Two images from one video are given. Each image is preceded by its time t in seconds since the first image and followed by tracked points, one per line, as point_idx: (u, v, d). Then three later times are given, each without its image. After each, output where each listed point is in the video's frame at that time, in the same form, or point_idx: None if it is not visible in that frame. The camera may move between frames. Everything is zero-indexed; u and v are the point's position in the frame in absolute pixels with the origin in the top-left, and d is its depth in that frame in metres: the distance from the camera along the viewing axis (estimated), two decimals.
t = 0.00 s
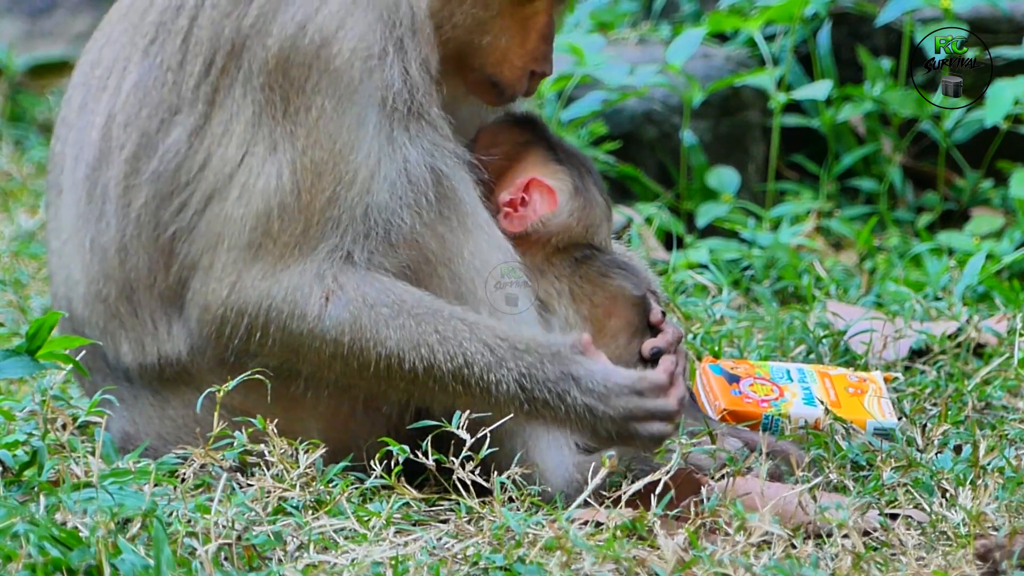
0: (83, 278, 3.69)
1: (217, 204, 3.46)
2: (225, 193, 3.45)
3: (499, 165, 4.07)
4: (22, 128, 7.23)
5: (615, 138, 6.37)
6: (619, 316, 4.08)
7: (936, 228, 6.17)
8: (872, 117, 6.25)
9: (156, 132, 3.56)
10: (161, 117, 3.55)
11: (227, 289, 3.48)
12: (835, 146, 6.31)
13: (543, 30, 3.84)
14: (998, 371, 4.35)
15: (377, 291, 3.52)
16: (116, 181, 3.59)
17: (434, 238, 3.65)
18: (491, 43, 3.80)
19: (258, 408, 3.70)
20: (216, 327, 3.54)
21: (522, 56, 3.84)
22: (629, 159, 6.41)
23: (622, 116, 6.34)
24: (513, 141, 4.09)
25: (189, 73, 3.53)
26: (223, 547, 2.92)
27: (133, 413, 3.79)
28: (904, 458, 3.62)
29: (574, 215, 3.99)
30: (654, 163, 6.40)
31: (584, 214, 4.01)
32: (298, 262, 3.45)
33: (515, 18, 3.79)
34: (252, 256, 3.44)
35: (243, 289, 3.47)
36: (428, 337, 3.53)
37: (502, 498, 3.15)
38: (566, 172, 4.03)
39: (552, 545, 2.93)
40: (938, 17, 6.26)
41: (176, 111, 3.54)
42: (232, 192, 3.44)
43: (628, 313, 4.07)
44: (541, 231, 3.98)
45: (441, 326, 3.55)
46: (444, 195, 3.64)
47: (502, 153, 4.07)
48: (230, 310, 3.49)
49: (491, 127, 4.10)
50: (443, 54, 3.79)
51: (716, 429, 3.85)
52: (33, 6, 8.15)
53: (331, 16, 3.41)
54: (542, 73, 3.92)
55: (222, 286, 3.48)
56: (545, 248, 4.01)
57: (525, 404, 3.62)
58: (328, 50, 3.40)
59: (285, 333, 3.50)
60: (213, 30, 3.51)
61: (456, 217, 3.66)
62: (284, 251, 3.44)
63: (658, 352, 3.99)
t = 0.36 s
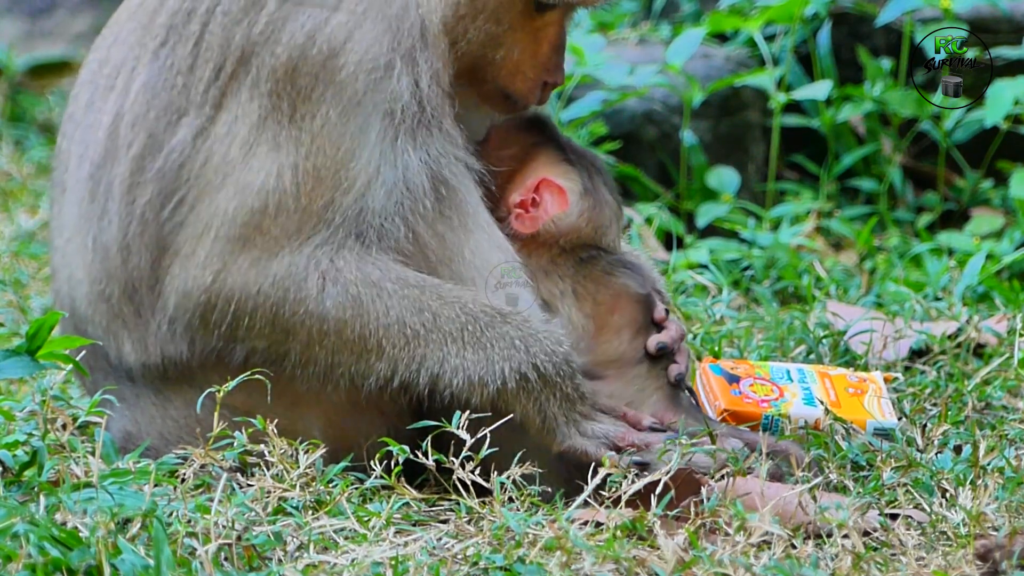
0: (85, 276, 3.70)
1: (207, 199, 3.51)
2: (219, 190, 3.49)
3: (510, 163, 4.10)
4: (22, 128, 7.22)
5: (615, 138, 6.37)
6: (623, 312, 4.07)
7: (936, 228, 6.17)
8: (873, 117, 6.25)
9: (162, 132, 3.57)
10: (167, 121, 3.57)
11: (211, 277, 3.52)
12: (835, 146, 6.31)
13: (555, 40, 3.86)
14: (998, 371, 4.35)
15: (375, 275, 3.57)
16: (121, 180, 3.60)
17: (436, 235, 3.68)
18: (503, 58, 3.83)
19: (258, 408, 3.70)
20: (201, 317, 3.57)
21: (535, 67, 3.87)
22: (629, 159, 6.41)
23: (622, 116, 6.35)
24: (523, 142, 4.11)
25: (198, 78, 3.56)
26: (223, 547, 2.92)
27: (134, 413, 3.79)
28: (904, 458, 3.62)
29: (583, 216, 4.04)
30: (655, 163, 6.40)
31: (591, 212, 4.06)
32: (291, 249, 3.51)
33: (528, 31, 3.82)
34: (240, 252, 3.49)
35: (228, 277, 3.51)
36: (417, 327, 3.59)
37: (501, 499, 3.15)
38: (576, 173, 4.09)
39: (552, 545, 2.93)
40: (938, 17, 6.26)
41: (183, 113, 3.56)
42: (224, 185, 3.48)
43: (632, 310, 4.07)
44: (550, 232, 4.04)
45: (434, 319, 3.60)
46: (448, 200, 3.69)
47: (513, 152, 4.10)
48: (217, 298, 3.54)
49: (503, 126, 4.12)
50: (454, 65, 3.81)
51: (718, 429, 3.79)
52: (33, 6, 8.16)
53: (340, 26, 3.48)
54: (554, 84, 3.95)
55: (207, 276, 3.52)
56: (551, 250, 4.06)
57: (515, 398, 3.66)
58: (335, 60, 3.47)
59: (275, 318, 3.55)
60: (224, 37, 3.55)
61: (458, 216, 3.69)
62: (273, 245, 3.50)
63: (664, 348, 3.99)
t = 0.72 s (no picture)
0: (84, 275, 3.70)
1: (206, 204, 3.51)
2: (217, 196, 3.49)
3: (515, 164, 4.06)
4: (22, 128, 7.21)
5: (615, 138, 6.37)
6: (624, 315, 4.09)
7: (936, 228, 6.17)
8: (872, 117, 6.25)
9: (162, 136, 3.58)
10: (167, 125, 3.58)
11: (209, 284, 3.52)
12: (835, 145, 6.31)
13: (559, 46, 3.82)
14: (998, 371, 4.35)
15: (374, 282, 3.57)
16: (120, 182, 3.60)
17: (434, 238, 3.68)
18: (507, 65, 3.78)
19: (258, 408, 3.69)
20: (201, 326, 3.58)
21: (539, 73, 3.82)
22: (629, 159, 6.41)
23: (622, 116, 6.34)
24: (526, 143, 4.08)
25: (200, 83, 3.57)
26: (223, 547, 2.92)
27: (133, 413, 3.79)
28: (904, 458, 3.61)
29: (588, 217, 4.04)
30: (655, 163, 6.40)
31: (596, 213, 4.06)
32: (291, 256, 3.51)
33: (530, 39, 3.77)
34: (240, 260, 3.50)
35: (226, 285, 3.52)
36: (416, 333, 3.59)
37: (502, 499, 3.15)
38: (581, 173, 4.07)
39: (552, 545, 2.92)
40: (938, 17, 6.26)
41: (184, 117, 3.57)
42: (222, 191, 3.49)
43: (634, 312, 4.09)
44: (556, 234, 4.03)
45: (433, 324, 3.60)
46: (448, 206, 3.69)
47: (519, 155, 4.06)
48: (216, 306, 3.54)
49: (506, 130, 4.07)
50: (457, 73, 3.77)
51: (717, 430, 3.80)
52: (33, 6, 8.18)
53: (340, 34, 3.49)
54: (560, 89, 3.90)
55: (206, 284, 3.53)
56: (554, 250, 4.06)
57: (514, 402, 3.66)
58: (335, 67, 3.48)
59: (274, 324, 3.56)
60: (225, 43, 3.55)
61: (457, 220, 3.70)
62: (272, 253, 3.50)
63: (665, 349, 4.00)
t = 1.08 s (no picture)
0: (86, 274, 3.69)
1: (207, 206, 3.51)
2: (218, 198, 3.49)
3: (521, 169, 4.11)
4: (22, 128, 7.20)
5: (615, 138, 6.37)
6: (629, 315, 4.09)
7: (936, 228, 6.17)
8: (873, 117, 6.25)
9: (165, 137, 3.58)
10: (170, 127, 3.58)
11: (209, 286, 3.53)
12: (835, 145, 6.31)
13: (564, 50, 3.84)
14: (998, 371, 4.35)
15: (374, 283, 3.57)
16: (122, 182, 3.60)
17: (434, 240, 3.69)
18: (513, 69, 3.80)
19: (258, 408, 3.69)
20: (200, 329, 3.58)
21: (544, 78, 3.85)
22: (629, 159, 6.41)
23: (622, 116, 6.34)
24: (532, 147, 4.13)
25: (203, 86, 3.57)
26: (223, 547, 2.92)
27: (134, 412, 3.79)
28: (904, 458, 3.61)
29: (593, 220, 4.08)
30: (655, 163, 6.40)
31: (601, 216, 4.10)
32: (291, 258, 3.51)
33: (537, 43, 3.79)
34: (241, 262, 3.50)
35: (226, 287, 3.52)
36: (416, 335, 3.59)
37: (502, 499, 3.15)
38: (586, 177, 4.12)
39: (552, 545, 2.92)
40: (938, 17, 6.26)
41: (187, 119, 3.57)
42: (223, 193, 3.49)
43: (638, 313, 4.09)
44: (562, 236, 4.06)
45: (433, 326, 3.60)
46: (449, 209, 3.69)
47: (524, 159, 4.11)
48: (216, 308, 3.54)
49: (511, 134, 4.12)
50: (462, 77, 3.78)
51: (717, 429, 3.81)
52: (33, 6, 8.19)
53: (344, 39, 3.49)
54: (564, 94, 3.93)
55: (206, 286, 3.53)
56: (559, 252, 4.08)
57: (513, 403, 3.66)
58: (339, 71, 3.48)
59: (274, 327, 3.56)
60: (230, 45, 3.55)
61: (458, 222, 3.70)
62: (272, 254, 3.50)
63: (670, 349, 4.00)
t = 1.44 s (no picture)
0: (86, 274, 3.69)
1: (208, 208, 3.52)
2: (221, 199, 3.50)
3: (525, 171, 4.08)
4: (22, 128, 7.20)
5: (615, 138, 6.37)
6: (632, 314, 4.09)
7: (936, 228, 6.17)
8: (873, 116, 6.25)
9: (166, 137, 3.58)
10: (171, 127, 3.58)
11: (211, 289, 3.53)
12: (835, 145, 6.32)
13: (568, 52, 3.84)
14: (998, 371, 4.35)
15: (376, 282, 3.57)
16: (122, 182, 3.61)
17: (435, 239, 3.68)
18: (516, 73, 3.81)
19: (259, 408, 3.70)
20: (202, 333, 3.59)
21: (548, 80, 3.85)
22: (629, 159, 6.42)
23: (622, 116, 6.35)
24: (536, 149, 4.10)
25: (204, 86, 3.57)
26: (223, 547, 2.92)
27: (134, 412, 3.79)
28: (904, 458, 3.61)
29: (597, 222, 4.07)
30: (655, 163, 6.40)
31: (605, 219, 4.09)
32: (293, 261, 3.51)
33: (540, 46, 3.79)
34: (244, 265, 3.51)
35: (229, 290, 3.52)
36: (419, 331, 3.59)
37: (502, 499, 3.15)
38: (590, 179, 4.10)
39: (552, 545, 2.92)
40: (938, 17, 6.26)
41: (188, 120, 3.57)
42: (225, 196, 3.49)
43: (641, 312, 4.09)
44: (567, 237, 4.04)
45: (435, 321, 3.60)
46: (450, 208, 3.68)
47: (528, 160, 4.08)
48: (219, 311, 3.54)
49: (513, 137, 4.09)
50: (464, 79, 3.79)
51: (717, 429, 3.82)
52: (33, 6, 8.19)
53: (346, 41, 3.49)
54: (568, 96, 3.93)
55: (207, 289, 3.53)
56: (563, 253, 4.07)
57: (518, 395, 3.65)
58: (341, 73, 3.48)
59: (277, 327, 3.56)
60: (230, 46, 3.55)
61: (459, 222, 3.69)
62: (274, 257, 3.50)
63: (673, 349, 4.02)
